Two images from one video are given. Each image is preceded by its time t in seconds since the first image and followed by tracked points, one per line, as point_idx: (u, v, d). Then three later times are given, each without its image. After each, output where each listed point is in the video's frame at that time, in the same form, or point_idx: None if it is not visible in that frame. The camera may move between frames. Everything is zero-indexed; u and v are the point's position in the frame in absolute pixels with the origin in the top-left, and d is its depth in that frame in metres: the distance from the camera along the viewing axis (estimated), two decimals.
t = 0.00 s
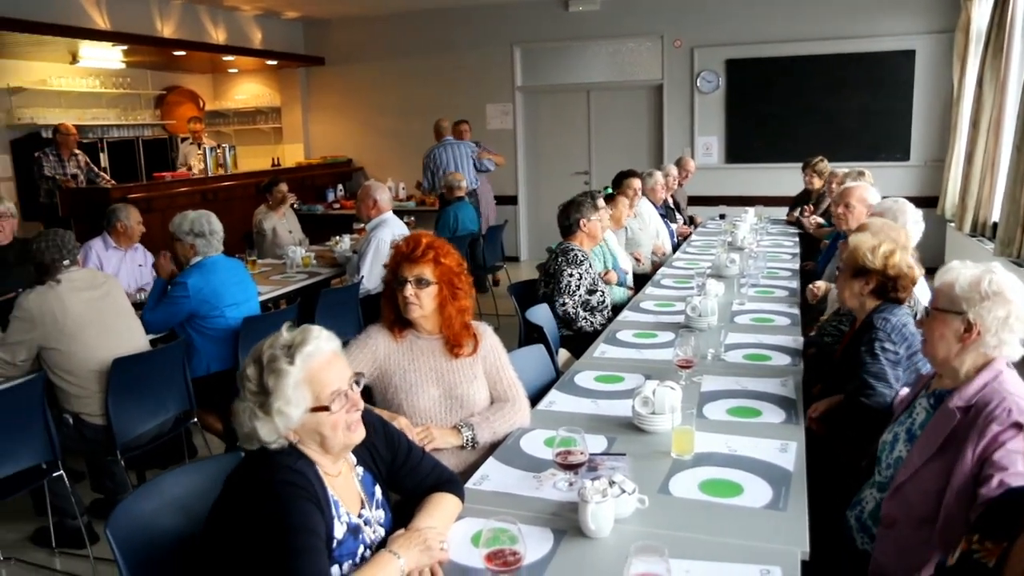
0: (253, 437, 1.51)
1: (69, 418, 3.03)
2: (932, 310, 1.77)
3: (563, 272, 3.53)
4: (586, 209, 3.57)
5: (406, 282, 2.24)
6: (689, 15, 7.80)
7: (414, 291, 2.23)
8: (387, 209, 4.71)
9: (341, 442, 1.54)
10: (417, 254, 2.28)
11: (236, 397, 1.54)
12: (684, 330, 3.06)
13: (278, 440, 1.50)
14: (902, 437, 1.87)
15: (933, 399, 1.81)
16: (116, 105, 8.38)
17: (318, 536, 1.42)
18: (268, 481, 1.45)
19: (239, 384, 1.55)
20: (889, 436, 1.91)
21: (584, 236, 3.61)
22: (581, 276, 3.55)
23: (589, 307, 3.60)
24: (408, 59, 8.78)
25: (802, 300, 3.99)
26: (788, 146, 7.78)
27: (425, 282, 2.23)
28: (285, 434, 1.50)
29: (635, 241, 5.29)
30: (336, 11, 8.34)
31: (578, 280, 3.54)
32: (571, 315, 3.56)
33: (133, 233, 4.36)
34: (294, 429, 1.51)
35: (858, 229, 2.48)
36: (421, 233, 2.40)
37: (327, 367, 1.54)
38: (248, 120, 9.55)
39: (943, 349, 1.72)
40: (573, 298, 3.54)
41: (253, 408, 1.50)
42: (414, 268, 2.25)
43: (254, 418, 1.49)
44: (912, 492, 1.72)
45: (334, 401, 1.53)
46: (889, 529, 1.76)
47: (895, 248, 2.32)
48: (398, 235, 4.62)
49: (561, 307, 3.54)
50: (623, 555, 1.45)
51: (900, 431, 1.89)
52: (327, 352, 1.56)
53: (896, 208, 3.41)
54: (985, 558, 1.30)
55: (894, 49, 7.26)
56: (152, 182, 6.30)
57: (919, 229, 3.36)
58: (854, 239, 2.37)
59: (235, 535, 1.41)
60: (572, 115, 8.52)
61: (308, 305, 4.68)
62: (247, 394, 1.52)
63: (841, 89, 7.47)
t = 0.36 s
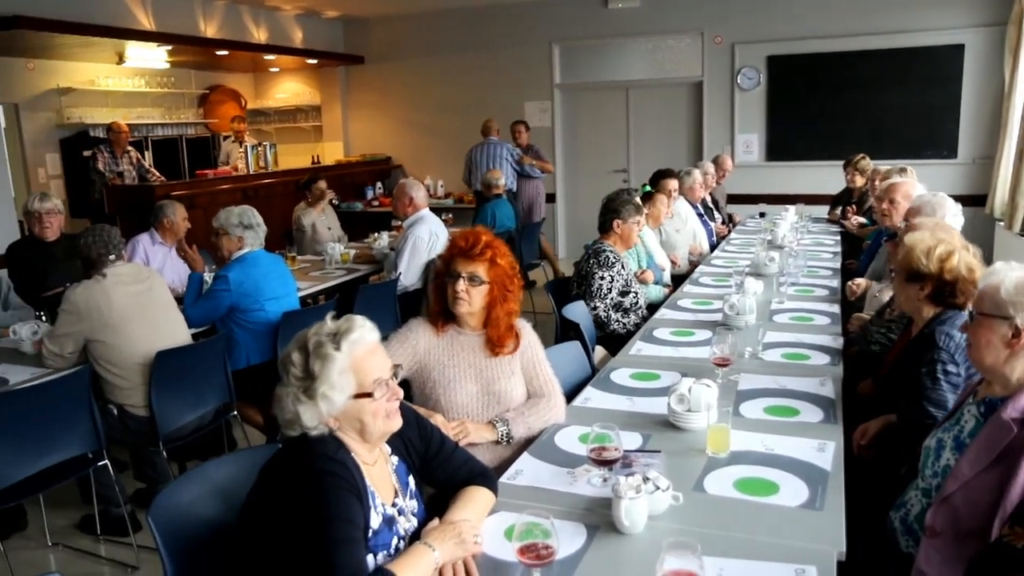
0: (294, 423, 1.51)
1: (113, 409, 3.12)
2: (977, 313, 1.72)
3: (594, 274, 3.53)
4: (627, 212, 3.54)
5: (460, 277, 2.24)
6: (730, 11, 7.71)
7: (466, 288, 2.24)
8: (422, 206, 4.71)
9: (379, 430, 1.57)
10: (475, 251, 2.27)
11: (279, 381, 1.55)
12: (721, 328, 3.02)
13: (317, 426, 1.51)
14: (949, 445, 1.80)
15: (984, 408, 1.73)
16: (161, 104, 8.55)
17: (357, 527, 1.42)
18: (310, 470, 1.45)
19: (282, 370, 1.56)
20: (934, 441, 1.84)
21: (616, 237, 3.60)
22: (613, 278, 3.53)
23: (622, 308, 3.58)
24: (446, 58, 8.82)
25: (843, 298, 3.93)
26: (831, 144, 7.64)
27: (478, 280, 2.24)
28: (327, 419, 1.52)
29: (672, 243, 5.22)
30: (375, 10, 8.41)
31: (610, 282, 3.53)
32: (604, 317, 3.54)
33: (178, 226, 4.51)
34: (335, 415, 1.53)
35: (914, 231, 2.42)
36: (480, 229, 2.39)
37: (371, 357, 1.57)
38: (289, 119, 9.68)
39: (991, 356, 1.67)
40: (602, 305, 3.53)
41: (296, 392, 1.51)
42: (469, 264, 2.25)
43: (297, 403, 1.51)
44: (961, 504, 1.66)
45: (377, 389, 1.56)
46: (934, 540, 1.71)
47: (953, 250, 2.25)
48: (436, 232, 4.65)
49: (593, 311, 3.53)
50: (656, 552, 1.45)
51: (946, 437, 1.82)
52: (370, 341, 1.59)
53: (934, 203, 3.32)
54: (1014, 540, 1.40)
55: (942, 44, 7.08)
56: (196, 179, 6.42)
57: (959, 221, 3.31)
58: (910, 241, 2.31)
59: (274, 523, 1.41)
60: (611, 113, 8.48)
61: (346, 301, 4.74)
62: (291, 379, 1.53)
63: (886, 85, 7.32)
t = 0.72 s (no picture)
0: (352, 414, 1.51)
1: (150, 401, 3.17)
2: None
3: (616, 285, 3.52)
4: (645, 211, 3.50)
5: (502, 274, 2.25)
6: (769, 9, 7.60)
7: (508, 285, 2.24)
8: (457, 202, 4.74)
9: (433, 418, 1.60)
10: (521, 248, 2.28)
11: (337, 372, 1.55)
12: (755, 329, 2.98)
13: (373, 416, 1.52)
14: (1006, 458, 1.70)
15: None
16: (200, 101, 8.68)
17: (400, 522, 1.42)
18: (360, 464, 1.45)
19: (338, 360, 1.56)
20: (988, 452, 1.74)
21: (638, 239, 3.56)
22: (636, 287, 3.51)
23: (648, 314, 3.56)
24: (481, 55, 8.83)
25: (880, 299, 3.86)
26: (870, 143, 7.51)
27: (520, 277, 2.25)
28: (384, 409, 1.53)
29: (704, 249, 5.11)
30: (411, 7, 8.46)
31: (633, 292, 3.51)
32: (630, 327, 3.53)
33: (217, 222, 4.57)
34: (391, 406, 1.55)
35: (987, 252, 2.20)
36: (525, 227, 2.39)
37: (427, 347, 1.62)
38: (325, 116, 9.77)
39: None
40: (627, 313, 3.52)
41: (356, 382, 1.52)
42: (513, 261, 2.26)
43: (357, 393, 1.52)
44: (1018, 521, 1.57)
45: (434, 377, 1.61)
46: (986, 556, 1.60)
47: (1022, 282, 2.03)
48: (470, 229, 4.66)
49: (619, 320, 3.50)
50: (688, 552, 1.43)
51: (1002, 449, 1.72)
52: (424, 333, 1.63)
53: (967, 200, 3.24)
54: None
55: (987, 41, 6.91)
56: (233, 174, 6.51)
57: (991, 220, 3.24)
58: (976, 270, 2.11)
59: (318, 510, 1.42)
60: (646, 111, 8.43)
61: (380, 296, 4.78)
62: (351, 369, 1.54)
63: (928, 83, 7.17)
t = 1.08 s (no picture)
0: (397, 405, 1.52)
1: (185, 393, 3.21)
2: None
3: (645, 283, 3.50)
4: (672, 207, 3.48)
5: (522, 268, 2.25)
6: (805, 4, 7.49)
7: (528, 279, 2.24)
8: (489, 198, 4.74)
9: (468, 408, 1.61)
10: (537, 241, 2.27)
11: (377, 362, 1.54)
12: (788, 327, 2.94)
13: (417, 404, 1.53)
14: None
15: None
16: (234, 98, 8.78)
17: (425, 515, 1.42)
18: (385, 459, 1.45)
19: (377, 349, 1.55)
20: None
21: (668, 236, 3.54)
22: (665, 285, 3.48)
23: (678, 313, 3.52)
24: (513, 52, 8.83)
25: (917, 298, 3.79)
26: (907, 140, 7.38)
27: (540, 270, 2.24)
28: (426, 397, 1.54)
29: (734, 247, 5.04)
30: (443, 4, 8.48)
31: (662, 290, 3.48)
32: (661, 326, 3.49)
33: (251, 215, 4.65)
34: (431, 395, 1.56)
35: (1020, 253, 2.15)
36: (539, 220, 2.39)
37: (465, 338, 1.64)
38: (357, 112, 9.84)
39: None
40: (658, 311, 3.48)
41: (401, 370, 1.53)
42: (531, 255, 2.26)
43: (402, 381, 1.52)
44: None
45: (472, 365, 1.62)
46: None
47: None
48: (500, 225, 4.66)
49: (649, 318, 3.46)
50: (720, 551, 1.41)
51: None
52: (459, 323, 1.65)
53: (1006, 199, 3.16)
54: None
55: None
56: (266, 170, 6.59)
57: None
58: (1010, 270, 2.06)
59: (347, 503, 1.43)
60: (679, 108, 8.35)
61: (410, 292, 4.80)
62: (393, 358, 1.54)
63: (969, 79, 7.02)
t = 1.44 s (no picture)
0: (414, 408, 1.49)
1: (219, 386, 3.26)
2: None
3: (689, 270, 3.44)
4: (725, 202, 3.42)
5: (539, 266, 2.23)
6: None
7: (546, 276, 2.22)
8: (521, 195, 4.73)
9: (486, 414, 1.58)
10: (551, 237, 2.26)
11: (394, 363, 1.51)
12: (825, 325, 2.89)
13: (434, 407, 1.51)
14: None
15: None
16: (268, 95, 8.86)
17: (438, 509, 1.42)
18: (390, 458, 1.46)
19: (395, 349, 1.52)
20: None
21: (714, 230, 3.50)
22: (709, 275, 3.43)
23: (718, 305, 3.47)
24: (545, 48, 8.81)
25: (958, 297, 3.69)
26: (948, 136, 7.21)
27: (557, 265, 2.22)
28: (442, 401, 1.51)
29: (770, 238, 4.95)
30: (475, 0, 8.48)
31: (705, 279, 3.43)
32: (700, 314, 3.44)
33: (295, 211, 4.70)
34: (449, 398, 1.53)
35: None
36: (553, 216, 2.37)
37: (485, 339, 1.60)
38: (390, 109, 9.89)
39: None
40: (698, 300, 3.44)
41: (418, 372, 1.50)
42: (547, 251, 2.24)
43: (418, 383, 1.49)
44: None
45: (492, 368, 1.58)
46: None
47: None
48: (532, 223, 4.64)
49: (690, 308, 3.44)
50: (756, 551, 1.39)
51: None
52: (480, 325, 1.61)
53: None
54: None
55: None
56: (299, 167, 6.64)
57: None
58: None
59: (364, 508, 1.43)
60: (713, 104, 8.26)
61: (442, 288, 4.81)
62: (410, 359, 1.50)
63: (1013, 73, 6.84)
